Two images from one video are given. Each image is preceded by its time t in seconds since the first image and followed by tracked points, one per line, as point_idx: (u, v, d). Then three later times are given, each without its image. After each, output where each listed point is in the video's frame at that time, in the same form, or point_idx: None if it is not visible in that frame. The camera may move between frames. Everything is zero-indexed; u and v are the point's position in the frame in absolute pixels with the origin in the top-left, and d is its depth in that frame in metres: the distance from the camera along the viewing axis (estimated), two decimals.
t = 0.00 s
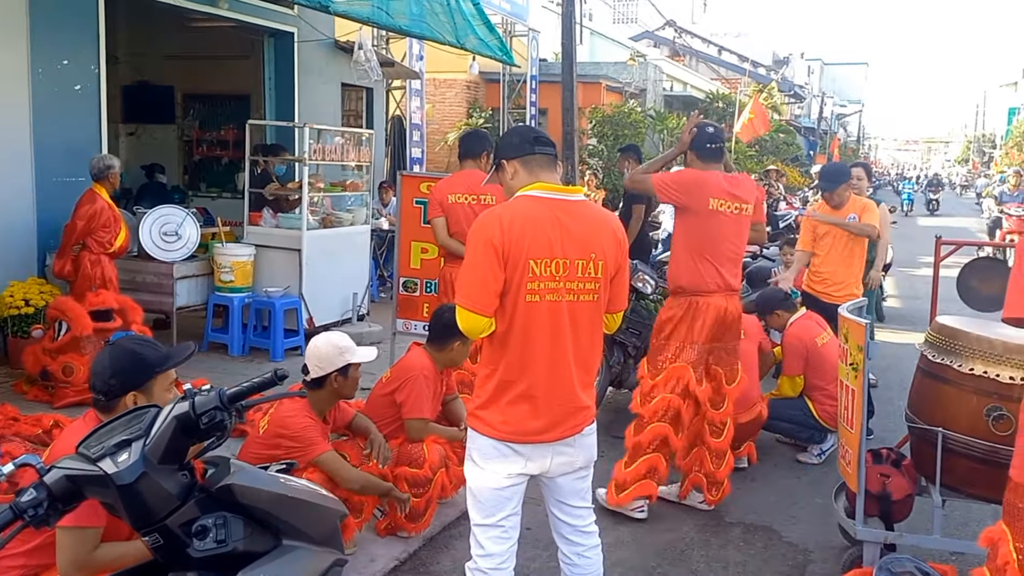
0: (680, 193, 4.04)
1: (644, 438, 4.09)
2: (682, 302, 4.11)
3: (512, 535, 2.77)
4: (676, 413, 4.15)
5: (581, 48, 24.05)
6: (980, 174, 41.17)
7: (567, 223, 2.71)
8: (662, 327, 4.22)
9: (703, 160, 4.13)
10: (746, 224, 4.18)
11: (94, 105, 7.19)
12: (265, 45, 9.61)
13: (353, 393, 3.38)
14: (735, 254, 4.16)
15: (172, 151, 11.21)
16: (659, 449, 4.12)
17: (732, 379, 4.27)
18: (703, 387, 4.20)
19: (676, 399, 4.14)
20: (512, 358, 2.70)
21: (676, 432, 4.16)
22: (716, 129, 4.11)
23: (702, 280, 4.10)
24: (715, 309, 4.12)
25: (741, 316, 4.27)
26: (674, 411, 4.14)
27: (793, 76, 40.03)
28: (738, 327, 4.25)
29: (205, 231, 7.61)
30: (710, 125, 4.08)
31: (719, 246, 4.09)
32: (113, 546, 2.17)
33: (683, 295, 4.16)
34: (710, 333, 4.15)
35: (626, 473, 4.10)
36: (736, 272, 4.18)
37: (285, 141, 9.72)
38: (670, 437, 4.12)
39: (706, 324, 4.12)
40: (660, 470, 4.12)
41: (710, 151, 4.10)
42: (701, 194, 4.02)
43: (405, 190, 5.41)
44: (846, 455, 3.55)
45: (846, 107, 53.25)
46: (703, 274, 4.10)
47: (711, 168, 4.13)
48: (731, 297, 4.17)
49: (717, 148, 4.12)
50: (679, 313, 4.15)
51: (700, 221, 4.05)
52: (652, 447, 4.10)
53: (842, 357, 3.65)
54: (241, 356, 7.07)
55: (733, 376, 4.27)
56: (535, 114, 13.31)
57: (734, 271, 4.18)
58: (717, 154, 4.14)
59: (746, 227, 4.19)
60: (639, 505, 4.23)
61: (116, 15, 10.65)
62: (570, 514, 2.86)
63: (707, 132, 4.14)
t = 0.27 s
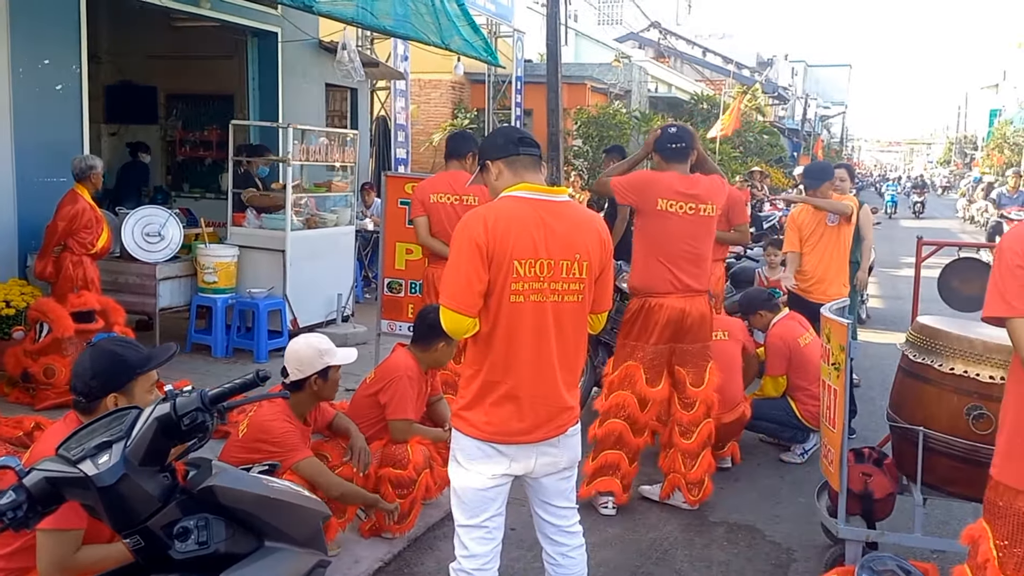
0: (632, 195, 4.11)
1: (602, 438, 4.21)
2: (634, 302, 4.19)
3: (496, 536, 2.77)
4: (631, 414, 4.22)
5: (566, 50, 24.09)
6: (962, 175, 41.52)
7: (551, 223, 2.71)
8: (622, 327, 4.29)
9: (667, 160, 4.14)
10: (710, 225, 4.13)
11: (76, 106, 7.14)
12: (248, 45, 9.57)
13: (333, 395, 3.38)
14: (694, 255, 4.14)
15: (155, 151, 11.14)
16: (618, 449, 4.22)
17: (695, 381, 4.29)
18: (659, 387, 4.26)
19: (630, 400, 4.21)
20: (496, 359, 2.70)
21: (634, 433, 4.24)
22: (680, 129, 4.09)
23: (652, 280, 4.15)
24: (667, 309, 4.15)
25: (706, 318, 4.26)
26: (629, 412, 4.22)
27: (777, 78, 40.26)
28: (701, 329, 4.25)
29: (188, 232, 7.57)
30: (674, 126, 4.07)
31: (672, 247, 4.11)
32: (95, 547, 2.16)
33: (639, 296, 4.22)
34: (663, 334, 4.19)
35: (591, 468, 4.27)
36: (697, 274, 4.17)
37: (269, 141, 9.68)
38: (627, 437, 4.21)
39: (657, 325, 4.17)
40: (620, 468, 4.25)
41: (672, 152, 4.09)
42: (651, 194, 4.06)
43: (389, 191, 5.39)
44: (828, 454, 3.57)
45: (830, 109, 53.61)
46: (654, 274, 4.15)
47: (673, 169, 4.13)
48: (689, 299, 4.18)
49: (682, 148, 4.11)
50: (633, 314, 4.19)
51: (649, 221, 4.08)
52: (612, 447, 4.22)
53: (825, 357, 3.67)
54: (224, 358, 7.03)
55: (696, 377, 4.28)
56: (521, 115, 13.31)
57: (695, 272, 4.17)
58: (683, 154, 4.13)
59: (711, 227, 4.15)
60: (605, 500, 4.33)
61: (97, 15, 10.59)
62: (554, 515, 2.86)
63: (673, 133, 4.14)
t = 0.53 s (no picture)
0: (586, 194, 4.14)
1: (587, 441, 4.21)
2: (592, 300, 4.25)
3: (481, 535, 2.77)
4: (610, 415, 4.22)
5: (552, 48, 24.09)
6: (946, 173, 41.78)
7: (536, 222, 2.71)
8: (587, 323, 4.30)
9: (625, 157, 4.12)
10: (667, 222, 4.11)
11: (59, 104, 7.09)
12: (233, 43, 9.52)
13: (318, 392, 3.36)
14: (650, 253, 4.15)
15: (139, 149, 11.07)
16: (602, 450, 4.22)
17: (654, 379, 4.31)
18: (625, 385, 4.28)
19: (607, 401, 4.21)
20: (481, 357, 2.70)
21: (616, 435, 4.23)
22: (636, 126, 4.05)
23: (607, 279, 4.21)
24: (623, 306, 4.19)
25: (665, 316, 4.25)
26: (608, 413, 4.21)
27: (762, 77, 40.39)
28: (661, 327, 4.25)
29: (172, 231, 7.52)
30: (632, 122, 4.04)
31: (627, 245, 4.15)
32: (76, 549, 2.14)
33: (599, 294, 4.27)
34: (617, 332, 4.23)
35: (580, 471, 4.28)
36: (655, 272, 4.18)
37: (254, 139, 9.64)
38: (608, 439, 4.21)
39: (609, 323, 4.21)
40: (608, 470, 4.25)
41: (628, 149, 4.07)
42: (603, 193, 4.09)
43: (374, 190, 5.38)
44: (812, 451, 3.59)
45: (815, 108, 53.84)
46: (608, 272, 4.21)
47: (630, 165, 4.11)
48: (645, 297, 4.20)
49: (638, 144, 4.08)
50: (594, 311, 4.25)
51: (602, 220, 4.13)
52: (596, 450, 4.22)
53: (808, 354, 3.69)
54: (209, 357, 7.00)
55: (656, 375, 4.30)
56: (507, 113, 13.30)
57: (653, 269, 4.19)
58: (641, 150, 4.10)
59: (668, 225, 4.13)
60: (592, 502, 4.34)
61: (80, 12, 10.51)
62: (539, 513, 2.86)
63: (631, 129, 4.11)
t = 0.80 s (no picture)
0: (551, 195, 4.18)
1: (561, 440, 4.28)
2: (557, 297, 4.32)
3: (464, 536, 2.77)
4: (580, 415, 4.26)
5: (536, 48, 24.09)
6: (927, 173, 42.10)
7: (518, 223, 2.71)
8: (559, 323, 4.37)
9: (589, 158, 4.13)
10: (629, 220, 4.11)
11: (38, 104, 7.02)
12: (215, 42, 9.47)
13: (300, 393, 3.35)
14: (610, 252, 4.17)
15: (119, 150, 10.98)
16: (575, 449, 4.27)
17: (621, 380, 4.33)
18: (590, 385, 4.31)
19: (574, 401, 4.27)
20: (463, 358, 2.69)
21: (586, 435, 4.26)
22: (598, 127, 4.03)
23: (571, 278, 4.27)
24: (584, 306, 4.25)
25: (630, 316, 4.26)
26: (578, 413, 4.27)
27: (745, 77, 40.57)
28: (628, 327, 4.27)
29: (154, 232, 7.47)
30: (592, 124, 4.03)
31: (590, 245, 4.20)
32: (54, 554, 2.12)
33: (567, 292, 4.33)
34: (580, 331, 4.28)
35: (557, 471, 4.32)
36: (616, 272, 4.20)
37: (236, 140, 9.59)
38: (578, 439, 4.25)
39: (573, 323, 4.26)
40: (582, 469, 4.28)
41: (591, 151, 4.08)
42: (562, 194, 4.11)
43: (357, 190, 5.36)
44: (794, 450, 3.61)
45: (797, 108, 54.14)
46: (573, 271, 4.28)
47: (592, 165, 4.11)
48: (608, 297, 4.24)
49: (600, 145, 4.08)
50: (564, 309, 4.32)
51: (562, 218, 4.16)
52: (569, 449, 4.27)
53: (790, 353, 3.70)
54: (191, 358, 6.95)
55: (622, 376, 4.32)
56: (491, 113, 13.29)
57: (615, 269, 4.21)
58: (604, 150, 4.10)
59: (631, 223, 4.13)
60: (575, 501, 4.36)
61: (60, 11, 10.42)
62: (522, 513, 2.86)
63: (592, 131, 4.11)
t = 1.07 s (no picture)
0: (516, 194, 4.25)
1: (531, 439, 4.33)
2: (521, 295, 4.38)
3: (436, 537, 2.76)
4: (548, 416, 4.32)
5: (510, 49, 24.10)
6: (897, 174, 42.60)
7: (489, 223, 2.71)
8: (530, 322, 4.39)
9: (556, 158, 4.17)
10: (586, 221, 4.15)
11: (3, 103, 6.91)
12: (185, 41, 9.37)
13: (271, 395, 3.33)
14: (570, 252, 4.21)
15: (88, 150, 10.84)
16: (545, 449, 4.30)
17: (580, 381, 4.31)
18: (551, 385, 4.34)
19: (541, 401, 4.33)
20: (435, 358, 2.68)
21: (555, 435, 4.31)
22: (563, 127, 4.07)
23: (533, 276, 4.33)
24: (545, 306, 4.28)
25: (591, 316, 4.24)
26: (546, 412, 4.32)
27: (718, 78, 40.85)
28: (591, 328, 4.26)
29: (123, 233, 7.38)
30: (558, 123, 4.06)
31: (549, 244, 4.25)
32: (19, 559, 2.09)
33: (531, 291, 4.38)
34: (543, 331, 4.31)
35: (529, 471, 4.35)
36: (575, 271, 4.23)
37: (207, 140, 9.50)
38: (547, 438, 4.30)
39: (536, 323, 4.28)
40: (553, 469, 4.31)
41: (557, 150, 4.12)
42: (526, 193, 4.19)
43: (330, 191, 5.32)
44: (765, 448, 3.64)
45: (769, 109, 54.59)
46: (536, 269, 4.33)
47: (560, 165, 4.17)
48: (569, 297, 4.24)
49: (566, 145, 4.12)
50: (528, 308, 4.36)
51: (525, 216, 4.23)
52: (539, 448, 4.30)
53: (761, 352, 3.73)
54: (161, 361, 6.88)
55: (580, 378, 4.30)
56: (465, 114, 13.27)
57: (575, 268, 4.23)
58: (570, 150, 4.14)
59: (589, 224, 4.16)
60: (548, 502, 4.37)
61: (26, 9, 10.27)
62: (495, 514, 2.86)
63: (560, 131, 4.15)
